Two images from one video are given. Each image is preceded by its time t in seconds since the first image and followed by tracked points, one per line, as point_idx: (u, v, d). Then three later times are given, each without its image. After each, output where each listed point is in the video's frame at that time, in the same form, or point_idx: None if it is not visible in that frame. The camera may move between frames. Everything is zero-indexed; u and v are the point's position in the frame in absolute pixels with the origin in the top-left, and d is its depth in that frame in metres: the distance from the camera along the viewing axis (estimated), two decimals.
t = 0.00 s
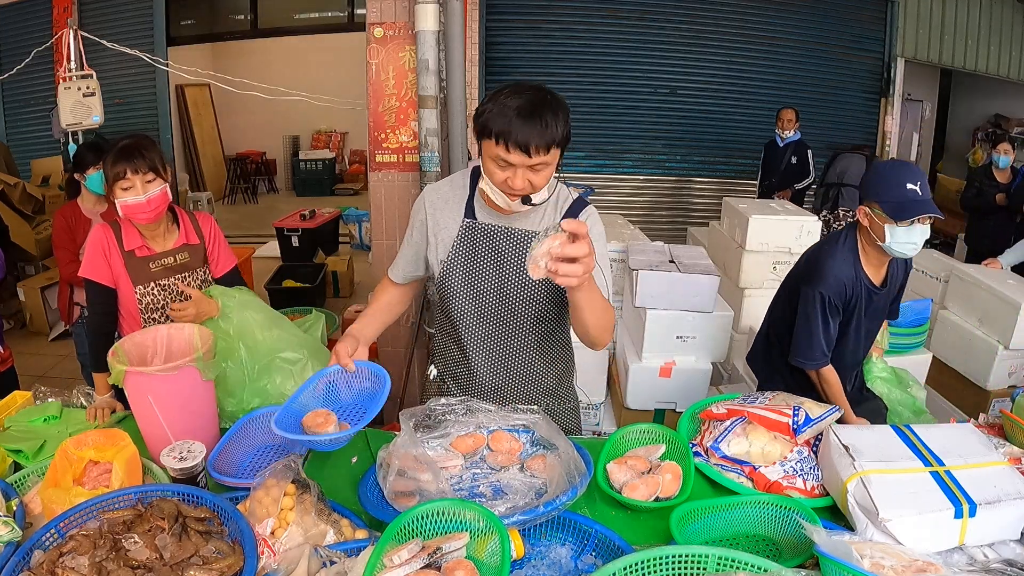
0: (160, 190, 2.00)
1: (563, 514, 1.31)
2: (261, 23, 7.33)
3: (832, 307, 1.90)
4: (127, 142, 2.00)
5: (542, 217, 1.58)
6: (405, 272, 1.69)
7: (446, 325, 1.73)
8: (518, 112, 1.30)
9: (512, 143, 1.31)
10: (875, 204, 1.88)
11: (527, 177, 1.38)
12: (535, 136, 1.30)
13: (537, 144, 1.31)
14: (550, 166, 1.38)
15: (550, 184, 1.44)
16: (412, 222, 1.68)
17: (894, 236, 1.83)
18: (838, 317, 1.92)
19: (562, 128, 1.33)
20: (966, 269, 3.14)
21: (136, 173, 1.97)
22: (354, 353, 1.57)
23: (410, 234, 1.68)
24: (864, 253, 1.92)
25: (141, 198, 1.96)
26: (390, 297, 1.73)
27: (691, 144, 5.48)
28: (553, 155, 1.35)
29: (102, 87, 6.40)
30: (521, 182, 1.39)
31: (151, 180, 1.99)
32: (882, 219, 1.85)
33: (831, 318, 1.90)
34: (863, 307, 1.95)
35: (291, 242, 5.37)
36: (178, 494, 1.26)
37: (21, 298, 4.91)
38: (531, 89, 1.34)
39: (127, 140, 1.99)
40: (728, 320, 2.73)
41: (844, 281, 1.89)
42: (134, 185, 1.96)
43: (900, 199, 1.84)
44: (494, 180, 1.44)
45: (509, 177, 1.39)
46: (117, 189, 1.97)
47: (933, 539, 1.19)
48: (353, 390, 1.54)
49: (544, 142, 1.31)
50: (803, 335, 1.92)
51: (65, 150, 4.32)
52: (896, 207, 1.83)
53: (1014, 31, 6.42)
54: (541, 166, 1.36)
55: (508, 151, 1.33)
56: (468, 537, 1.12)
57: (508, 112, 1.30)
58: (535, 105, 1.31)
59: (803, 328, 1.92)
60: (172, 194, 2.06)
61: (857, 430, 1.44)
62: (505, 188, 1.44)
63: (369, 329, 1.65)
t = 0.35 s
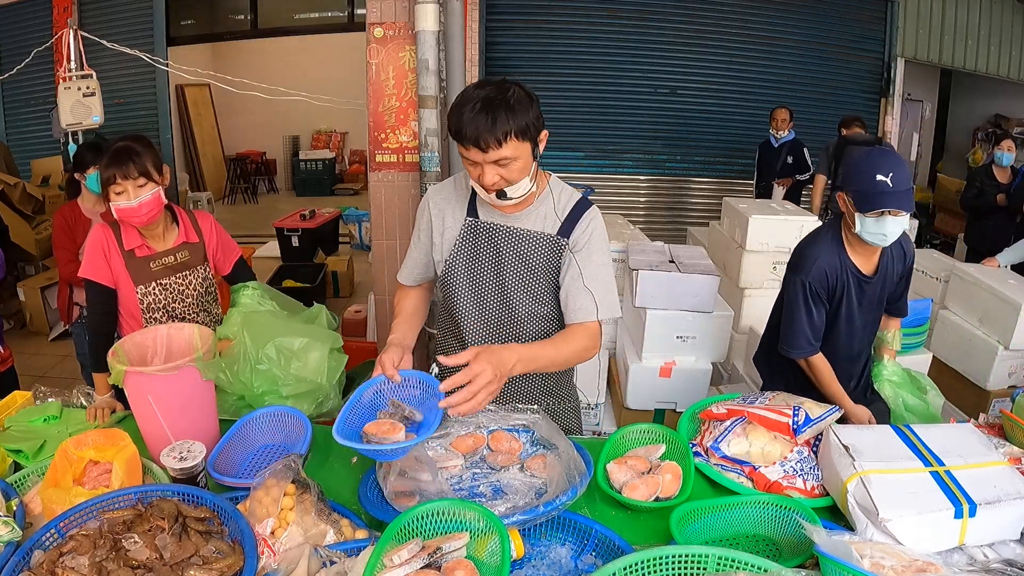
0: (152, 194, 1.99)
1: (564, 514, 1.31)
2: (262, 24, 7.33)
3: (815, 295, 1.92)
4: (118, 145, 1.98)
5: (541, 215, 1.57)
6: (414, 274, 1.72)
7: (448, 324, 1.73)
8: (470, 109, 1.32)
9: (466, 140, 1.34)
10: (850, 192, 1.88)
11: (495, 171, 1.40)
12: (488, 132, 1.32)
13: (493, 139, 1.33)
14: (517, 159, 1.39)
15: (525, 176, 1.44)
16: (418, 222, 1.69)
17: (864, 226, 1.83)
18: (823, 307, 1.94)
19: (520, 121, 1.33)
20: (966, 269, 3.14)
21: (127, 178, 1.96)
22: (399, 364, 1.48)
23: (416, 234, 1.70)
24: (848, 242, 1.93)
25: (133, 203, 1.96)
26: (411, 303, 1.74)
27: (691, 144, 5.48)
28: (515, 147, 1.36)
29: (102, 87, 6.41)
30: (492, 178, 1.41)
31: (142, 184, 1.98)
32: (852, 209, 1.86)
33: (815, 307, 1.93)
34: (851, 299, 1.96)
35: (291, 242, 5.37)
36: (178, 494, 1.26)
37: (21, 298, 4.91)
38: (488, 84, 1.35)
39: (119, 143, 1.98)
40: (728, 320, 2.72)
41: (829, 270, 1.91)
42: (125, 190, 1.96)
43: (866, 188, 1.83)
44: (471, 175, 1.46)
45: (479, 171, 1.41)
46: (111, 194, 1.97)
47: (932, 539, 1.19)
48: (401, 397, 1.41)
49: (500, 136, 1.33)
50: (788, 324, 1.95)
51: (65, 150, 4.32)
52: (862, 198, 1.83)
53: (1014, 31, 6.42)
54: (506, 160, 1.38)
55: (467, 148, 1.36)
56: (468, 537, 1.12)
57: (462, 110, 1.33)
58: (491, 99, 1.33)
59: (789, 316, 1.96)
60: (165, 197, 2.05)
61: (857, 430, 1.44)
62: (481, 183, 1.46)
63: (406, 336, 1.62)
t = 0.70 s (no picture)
0: (142, 199, 1.98)
1: (564, 514, 1.31)
2: (262, 24, 7.32)
3: (807, 294, 1.95)
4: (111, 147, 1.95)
5: (539, 214, 1.56)
6: (414, 262, 1.77)
7: (448, 325, 1.73)
8: (468, 122, 1.30)
9: (461, 156, 1.33)
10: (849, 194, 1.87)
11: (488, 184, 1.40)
12: (482, 149, 1.31)
13: (488, 155, 1.32)
14: (512, 173, 1.39)
15: (518, 189, 1.45)
16: (417, 221, 1.71)
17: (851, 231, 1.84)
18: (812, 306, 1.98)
19: (516, 136, 1.32)
20: (966, 269, 3.14)
21: (116, 182, 1.94)
22: (371, 360, 1.68)
23: (416, 233, 1.72)
24: (845, 245, 1.93)
25: (122, 207, 1.96)
26: (401, 290, 1.82)
27: (691, 144, 5.48)
28: (509, 163, 1.35)
29: (102, 87, 6.41)
30: (485, 189, 1.42)
31: (132, 189, 1.97)
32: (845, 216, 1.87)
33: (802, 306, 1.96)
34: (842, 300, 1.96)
35: (291, 242, 5.37)
36: (178, 494, 1.26)
37: (21, 298, 4.91)
38: (487, 95, 1.33)
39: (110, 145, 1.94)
40: (728, 321, 2.72)
41: (820, 271, 1.92)
42: (116, 194, 1.95)
43: (857, 196, 1.81)
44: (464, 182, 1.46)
45: (473, 182, 1.41)
46: (104, 194, 1.97)
47: (932, 539, 1.19)
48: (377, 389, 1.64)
49: (494, 154, 1.32)
50: (775, 320, 2.00)
51: (65, 150, 4.32)
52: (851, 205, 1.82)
53: (1014, 31, 6.42)
54: (500, 175, 1.37)
55: (463, 161, 1.35)
56: (468, 537, 1.12)
57: (459, 122, 1.31)
58: (488, 112, 1.31)
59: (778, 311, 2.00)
60: (158, 201, 2.03)
61: (857, 430, 1.44)
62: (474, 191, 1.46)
63: (382, 330, 1.75)
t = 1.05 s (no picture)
0: (141, 202, 1.97)
1: (564, 514, 1.31)
2: (262, 24, 7.31)
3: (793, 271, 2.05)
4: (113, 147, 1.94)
5: (539, 218, 1.55)
6: (413, 266, 1.78)
7: (448, 323, 1.74)
8: (488, 124, 1.29)
9: (479, 157, 1.33)
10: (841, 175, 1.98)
11: (501, 187, 1.40)
12: (500, 153, 1.31)
13: (507, 157, 1.31)
14: (526, 177, 1.38)
15: (529, 193, 1.45)
16: (419, 217, 1.71)
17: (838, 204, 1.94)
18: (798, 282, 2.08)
19: (535, 141, 1.32)
20: (966, 269, 3.13)
21: (116, 183, 1.94)
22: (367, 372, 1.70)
23: (417, 228, 1.73)
24: (841, 228, 1.99)
25: (118, 209, 1.95)
26: (400, 299, 1.82)
27: (691, 144, 5.48)
28: (525, 167, 1.35)
29: (102, 87, 6.41)
30: (497, 192, 1.41)
31: (131, 191, 1.96)
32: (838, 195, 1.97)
33: (788, 279, 2.05)
34: (843, 282, 1.99)
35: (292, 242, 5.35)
36: (178, 494, 1.26)
37: (21, 298, 4.91)
38: (504, 98, 1.32)
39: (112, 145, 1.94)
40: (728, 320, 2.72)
41: (809, 249, 2.00)
42: (116, 195, 1.95)
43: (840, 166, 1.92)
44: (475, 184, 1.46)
45: (485, 185, 1.41)
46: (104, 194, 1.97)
47: (933, 539, 1.19)
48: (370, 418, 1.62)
49: (513, 156, 1.31)
50: (763, 294, 2.12)
51: (66, 150, 4.32)
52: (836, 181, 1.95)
53: (1015, 31, 6.42)
54: (515, 178, 1.37)
55: (480, 163, 1.34)
56: (468, 537, 1.12)
57: (477, 124, 1.30)
58: (507, 115, 1.30)
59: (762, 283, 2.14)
60: (157, 204, 2.03)
61: (857, 430, 1.44)
62: (484, 194, 1.46)
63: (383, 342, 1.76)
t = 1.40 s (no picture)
0: (153, 199, 1.99)
1: (563, 514, 1.30)
2: (262, 24, 7.31)
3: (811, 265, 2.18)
4: (124, 146, 1.96)
5: (541, 220, 1.55)
6: (416, 278, 1.66)
7: (447, 324, 1.74)
8: (493, 115, 1.30)
9: (482, 148, 1.32)
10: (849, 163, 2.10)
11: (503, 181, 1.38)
12: (504, 144, 1.31)
13: (513, 149, 1.31)
14: (529, 173, 1.38)
15: (531, 189, 1.44)
16: (418, 218, 1.68)
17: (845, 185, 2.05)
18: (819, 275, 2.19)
19: (540, 135, 1.32)
20: (965, 269, 3.13)
21: (129, 181, 1.95)
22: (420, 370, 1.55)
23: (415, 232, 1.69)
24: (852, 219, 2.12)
25: (132, 208, 1.96)
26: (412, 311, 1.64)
27: (691, 144, 5.48)
28: (530, 161, 1.35)
29: (102, 87, 6.40)
30: (499, 186, 1.40)
31: (144, 189, 1.98)
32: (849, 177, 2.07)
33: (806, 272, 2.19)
34: (857, 267, 2.11)
35: (291, 241, 5.30)
36: (178, 494, 1.26)
37: (21, 298, 4.90)
38: (512, 92, 1.33)
39: (124, 144, 1.96)
40: (728, 321, 2.72)
41: (819, 244, 2.14)
42: (127, 193, 1.96)
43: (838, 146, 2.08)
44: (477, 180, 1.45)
45: (487, 179, 1.40)
46: (113, 194, 1.97)
47: (932, 539, 1.19)
48: (367, 427, 1.62)
49: (518, 148, 1.31)
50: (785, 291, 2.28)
51: (65, 150, 4.33)
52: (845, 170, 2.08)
53: (1014, 31, 6.43)
54: (518, 172, 1.36)
55: (484, 155, 1.34)
56: (468, 537, 1.12)
57: (483, 115, 1.31)
58: (514, 108, 1.31)
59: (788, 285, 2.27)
60: (167, 202, 2.05)
61: (857, 430, 1.44)
62: (486, 190, 1.45)
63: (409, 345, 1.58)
